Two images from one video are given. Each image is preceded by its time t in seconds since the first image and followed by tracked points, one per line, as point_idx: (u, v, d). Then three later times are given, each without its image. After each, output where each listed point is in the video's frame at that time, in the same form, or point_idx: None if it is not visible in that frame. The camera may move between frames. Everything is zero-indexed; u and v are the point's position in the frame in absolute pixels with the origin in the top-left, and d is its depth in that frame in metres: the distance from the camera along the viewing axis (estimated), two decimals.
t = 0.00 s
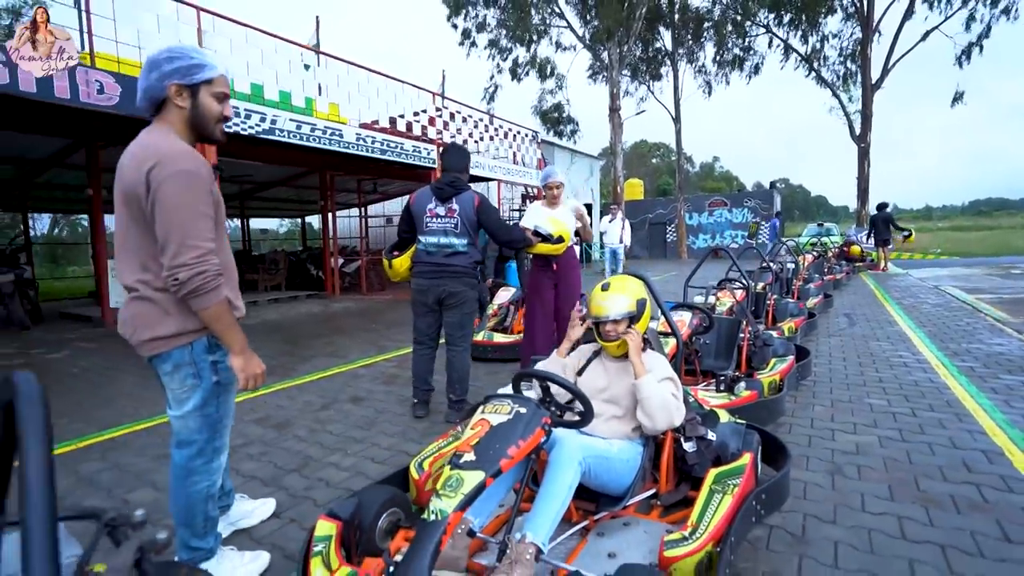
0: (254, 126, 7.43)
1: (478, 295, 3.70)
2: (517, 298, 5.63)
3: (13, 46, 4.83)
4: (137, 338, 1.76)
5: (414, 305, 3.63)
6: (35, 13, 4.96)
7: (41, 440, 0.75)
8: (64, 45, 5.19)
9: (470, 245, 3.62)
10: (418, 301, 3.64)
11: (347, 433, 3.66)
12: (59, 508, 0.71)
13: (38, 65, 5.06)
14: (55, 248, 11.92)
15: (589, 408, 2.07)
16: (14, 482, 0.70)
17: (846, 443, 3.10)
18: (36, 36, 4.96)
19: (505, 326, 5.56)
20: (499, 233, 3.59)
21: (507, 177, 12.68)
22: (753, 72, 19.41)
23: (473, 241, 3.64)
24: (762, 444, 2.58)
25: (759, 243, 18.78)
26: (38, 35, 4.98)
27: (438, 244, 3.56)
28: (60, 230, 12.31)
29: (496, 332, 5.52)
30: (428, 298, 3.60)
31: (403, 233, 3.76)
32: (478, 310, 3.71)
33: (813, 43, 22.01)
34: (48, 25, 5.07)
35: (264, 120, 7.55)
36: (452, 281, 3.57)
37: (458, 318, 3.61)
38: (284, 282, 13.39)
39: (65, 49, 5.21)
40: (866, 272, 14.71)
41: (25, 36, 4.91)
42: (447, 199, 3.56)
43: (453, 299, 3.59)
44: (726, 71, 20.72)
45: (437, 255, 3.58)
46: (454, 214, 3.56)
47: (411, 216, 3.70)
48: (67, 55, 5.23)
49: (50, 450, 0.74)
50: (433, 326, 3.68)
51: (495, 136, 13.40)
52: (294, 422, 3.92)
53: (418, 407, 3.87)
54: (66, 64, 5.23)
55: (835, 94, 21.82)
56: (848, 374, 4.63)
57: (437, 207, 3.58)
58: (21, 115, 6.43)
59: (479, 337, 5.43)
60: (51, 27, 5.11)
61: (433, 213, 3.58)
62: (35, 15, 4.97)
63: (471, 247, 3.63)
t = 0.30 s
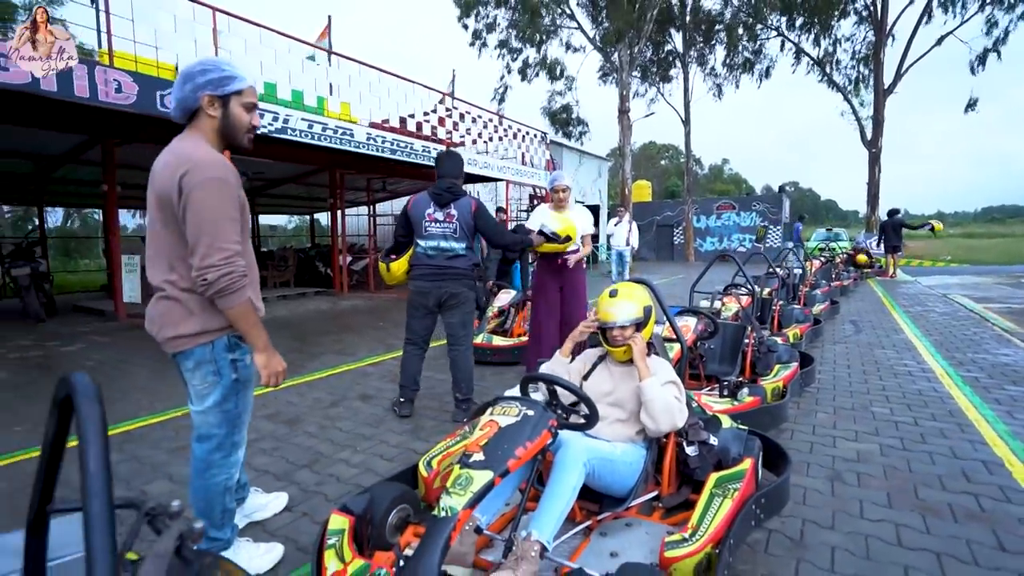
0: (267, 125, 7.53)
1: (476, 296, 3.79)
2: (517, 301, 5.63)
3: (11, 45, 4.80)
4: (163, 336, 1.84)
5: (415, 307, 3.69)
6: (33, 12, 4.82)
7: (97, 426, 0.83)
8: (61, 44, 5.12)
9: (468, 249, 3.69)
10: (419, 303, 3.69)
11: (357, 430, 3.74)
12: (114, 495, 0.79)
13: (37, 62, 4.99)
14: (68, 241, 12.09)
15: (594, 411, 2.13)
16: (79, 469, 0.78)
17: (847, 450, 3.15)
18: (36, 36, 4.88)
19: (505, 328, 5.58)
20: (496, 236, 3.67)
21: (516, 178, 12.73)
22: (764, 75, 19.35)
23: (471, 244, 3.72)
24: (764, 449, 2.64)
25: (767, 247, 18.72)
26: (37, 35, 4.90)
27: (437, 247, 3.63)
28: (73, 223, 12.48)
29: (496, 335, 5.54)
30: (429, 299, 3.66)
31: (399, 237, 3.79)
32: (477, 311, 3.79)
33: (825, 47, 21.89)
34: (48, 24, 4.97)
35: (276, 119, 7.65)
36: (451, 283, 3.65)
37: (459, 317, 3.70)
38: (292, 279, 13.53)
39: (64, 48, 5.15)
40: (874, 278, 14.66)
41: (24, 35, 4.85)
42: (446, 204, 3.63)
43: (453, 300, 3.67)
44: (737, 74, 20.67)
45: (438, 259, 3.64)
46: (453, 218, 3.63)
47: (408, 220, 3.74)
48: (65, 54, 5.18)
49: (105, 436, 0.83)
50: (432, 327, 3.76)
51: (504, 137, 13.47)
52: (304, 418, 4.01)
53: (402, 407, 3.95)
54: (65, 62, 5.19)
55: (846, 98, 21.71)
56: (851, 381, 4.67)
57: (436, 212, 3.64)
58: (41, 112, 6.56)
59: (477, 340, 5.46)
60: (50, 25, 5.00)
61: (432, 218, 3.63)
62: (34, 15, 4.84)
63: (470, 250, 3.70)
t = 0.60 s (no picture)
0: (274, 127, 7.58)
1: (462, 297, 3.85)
2: (521, 300, 5.68)
3: (12, 45, 4.82)
4: (182, 332, 1.89)
5: (405, 311, 3.70)
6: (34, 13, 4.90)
7: (117, 427, 0.86)
8: (62, 45, 5.14)
9: (451, 251, 3.74)
10: (408, 307, 3.69)
11: (368, 428, 3.78)
12: (132, 492, 0.81)
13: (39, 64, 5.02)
14: (82, 245, 12.29)
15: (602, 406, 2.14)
16: (100, 467, 0.80)
17: (858, 444, 3.13)
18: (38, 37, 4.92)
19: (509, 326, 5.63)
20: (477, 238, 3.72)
21: (523, 175, 12.73)
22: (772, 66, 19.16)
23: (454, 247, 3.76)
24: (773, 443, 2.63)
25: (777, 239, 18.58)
26: (37, 35, 4.94)
27: (422, 251, 3.65)
28: (87, 227, 12.66)
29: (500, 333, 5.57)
30: (418, 303, 3.68)
31: (381, 243, 3.81)
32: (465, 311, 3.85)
33: (835, 36, 21.60)
34: (48, 24, 5.03)
35: (283, 121, 7.72)
36: (438, 286, 3.68)
37: (451, 318, 3.73)
38: (302, 279, 13.64)
39: (64, 49, 5.18)
40: (887, 270, 14.49)
41: (24, 37, 4.86)
42: (428, 209, 3.65)
43: (442, 301, 3.70)
44: (744, 66, 20.48)
45: (424, 263, 3.66)
46: (435, 222, 3.66)
47: (390, 227, 3.74)
48: (67, 54, 5.20)
49: (124, 434, 0.85)
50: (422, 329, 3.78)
51: (511, 134, 13.47)
52: (316, 416, 4.06)
53: (410, 405, 3.99)
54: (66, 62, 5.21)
55: (856, 87, 21.46)
56: (863, 374, 4.63)
57: (418, 217, 3.65)
58: (54, 118, 6.67)
59: (481, 337, 5.47)
60: (50, 26, 5.05)
61: (415, 223, 3.64)
62: (35, 16, 4.91)
63: (453, 252, 3.75)
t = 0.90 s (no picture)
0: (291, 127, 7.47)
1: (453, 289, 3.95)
2: (530, 298, 5.69)
3: (12, 45, 4.80)
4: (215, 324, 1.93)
5: (406, 306, 3.73)
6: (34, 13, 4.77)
7: (119, 422, 0.86)
8: (62, 44, 5.08)
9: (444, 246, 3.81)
10: (408, 302, 3.73)
11: (379, 425, 3.80)
12: (133, 484, 0.81)
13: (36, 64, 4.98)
14: (107, 244, 12.59)
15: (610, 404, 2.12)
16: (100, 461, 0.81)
17: (877, 445, 3.06)
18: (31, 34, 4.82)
19: (519, 325, 5.65)
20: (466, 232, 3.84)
21: (537, 173, 12.70)
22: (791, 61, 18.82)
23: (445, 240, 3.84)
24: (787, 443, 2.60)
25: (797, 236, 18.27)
26: (37, 35, 4.87)
27: (417, 246, 3.69)
28: (111, 227, 12.94)
29: (510, 332, 5.58)
30: (416, 297, 3.72)
31: (374, 241, 3.80)
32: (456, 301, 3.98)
33: (856, 28, 21.12)
34: (48, 24, 4.94)
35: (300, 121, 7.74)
36: (433, 280, 3.75)
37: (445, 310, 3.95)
38: (318, 278, 13.79)
39: (64, 48, 5.11)
40: (911, 268, 14.15)
41: (24, 36, 4.80)
42: (419, 206, 3.72)
43: (439, 293, 3.83)
44: (762, 60, 20.15)
45: (420, 258, 3.70)
46: (427, 218, 3.72)
47: (382, 226, 3.78)
48: (67, 55, 5.14)
49: (125, 430, 0.86)
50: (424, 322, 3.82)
51: (525, 132, 13.44)
52: (329, 413, 4.09)
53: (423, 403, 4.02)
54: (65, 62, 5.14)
55: (879, 81, 20.99)
56: (882, 373, 4.52)
57: (410, 215, 3.71)
58: (78, 120, 6.83)
59: (490, 336, 5.46)
60: (51, 26, 5.00)
61: (407, 219, 3.70)
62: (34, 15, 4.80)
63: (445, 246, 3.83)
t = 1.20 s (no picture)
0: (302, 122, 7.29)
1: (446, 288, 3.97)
2: (535, 296, 5.67)
3: (12, 45, 4.87)
4: (245, 297, 2.24)
5: (405, 304, 3.72)
6: (35, 13, 4.82)
7: (86, 414, 0.85)
8: (63, 45, 5.11)
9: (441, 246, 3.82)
10: (407, 300, 3.73)
11: (380, 420, 3.80)
12: (95, 476, 0.81)
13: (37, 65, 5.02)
14: (123, 237, 12.80)
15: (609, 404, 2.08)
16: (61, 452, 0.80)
17: (885, 450, 2.98)
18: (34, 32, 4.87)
19: (523, 323, 5.63)
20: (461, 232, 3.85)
21: (547, 170, 12.65)
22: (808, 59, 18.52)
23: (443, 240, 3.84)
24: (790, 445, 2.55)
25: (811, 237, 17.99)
26: (39, 35, 4.92)
27: (416, 246, 3.69)
28: (128, 220, 13.14)
29: (514, 330, 5.55)
30: (414, 295, 3.73)
31: (375, 240, 3.80)
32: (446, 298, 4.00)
33: (876, 26, 20.72)
34: (49, 24, 4.98)
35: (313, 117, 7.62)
36: (431, 278, 3.76)
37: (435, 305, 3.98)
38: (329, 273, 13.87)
39: (67, 49, 5.14)
40: (928, 270, 13.86)
41: (26, 36, 4.89)
42: (419, 206, 3.72)
43: (437, 288, 3.86)
44: (779, 58, 19.85)
45: (419, 257, 3.70)
46: (427, 218, 3.72)
47: (383, 225, 3.77)
48: (68, 55, 5.17)
49: (91, 421, 0.85)
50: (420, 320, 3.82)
51: (536, 129, 13.37)
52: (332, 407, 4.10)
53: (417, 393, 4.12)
54: (66, 63, 5.16)
55: (899, 80, 20.57)
56: (894, 377, 4.43)
57: (410, 214, 3.71)
58: (92, 115, 6.92)
59: (493, 333, 5.44)
60: (53, 27, 5.05)
61: (407, 219, 3.69)
62: (36, 16, 4.85)
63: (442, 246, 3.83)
